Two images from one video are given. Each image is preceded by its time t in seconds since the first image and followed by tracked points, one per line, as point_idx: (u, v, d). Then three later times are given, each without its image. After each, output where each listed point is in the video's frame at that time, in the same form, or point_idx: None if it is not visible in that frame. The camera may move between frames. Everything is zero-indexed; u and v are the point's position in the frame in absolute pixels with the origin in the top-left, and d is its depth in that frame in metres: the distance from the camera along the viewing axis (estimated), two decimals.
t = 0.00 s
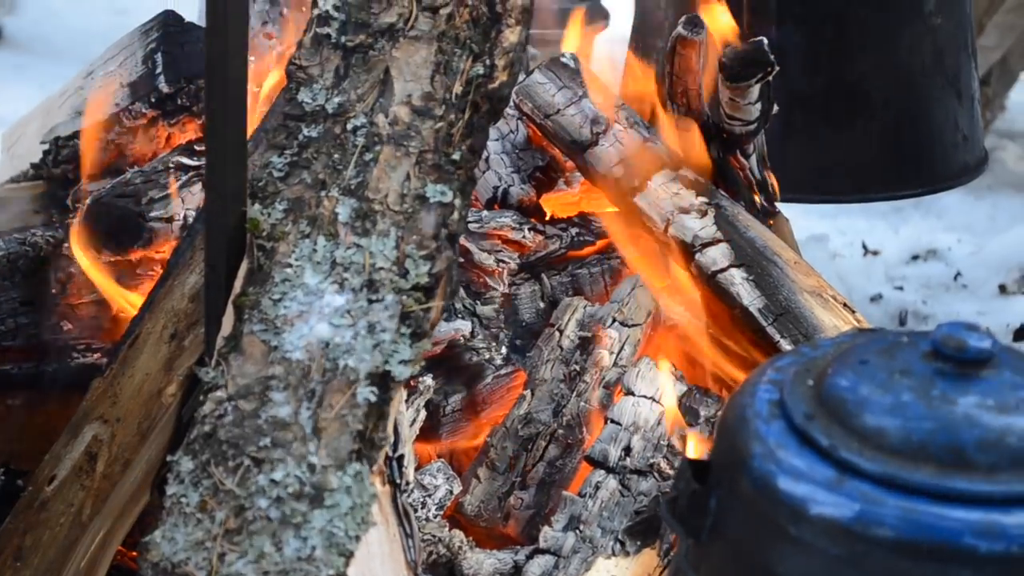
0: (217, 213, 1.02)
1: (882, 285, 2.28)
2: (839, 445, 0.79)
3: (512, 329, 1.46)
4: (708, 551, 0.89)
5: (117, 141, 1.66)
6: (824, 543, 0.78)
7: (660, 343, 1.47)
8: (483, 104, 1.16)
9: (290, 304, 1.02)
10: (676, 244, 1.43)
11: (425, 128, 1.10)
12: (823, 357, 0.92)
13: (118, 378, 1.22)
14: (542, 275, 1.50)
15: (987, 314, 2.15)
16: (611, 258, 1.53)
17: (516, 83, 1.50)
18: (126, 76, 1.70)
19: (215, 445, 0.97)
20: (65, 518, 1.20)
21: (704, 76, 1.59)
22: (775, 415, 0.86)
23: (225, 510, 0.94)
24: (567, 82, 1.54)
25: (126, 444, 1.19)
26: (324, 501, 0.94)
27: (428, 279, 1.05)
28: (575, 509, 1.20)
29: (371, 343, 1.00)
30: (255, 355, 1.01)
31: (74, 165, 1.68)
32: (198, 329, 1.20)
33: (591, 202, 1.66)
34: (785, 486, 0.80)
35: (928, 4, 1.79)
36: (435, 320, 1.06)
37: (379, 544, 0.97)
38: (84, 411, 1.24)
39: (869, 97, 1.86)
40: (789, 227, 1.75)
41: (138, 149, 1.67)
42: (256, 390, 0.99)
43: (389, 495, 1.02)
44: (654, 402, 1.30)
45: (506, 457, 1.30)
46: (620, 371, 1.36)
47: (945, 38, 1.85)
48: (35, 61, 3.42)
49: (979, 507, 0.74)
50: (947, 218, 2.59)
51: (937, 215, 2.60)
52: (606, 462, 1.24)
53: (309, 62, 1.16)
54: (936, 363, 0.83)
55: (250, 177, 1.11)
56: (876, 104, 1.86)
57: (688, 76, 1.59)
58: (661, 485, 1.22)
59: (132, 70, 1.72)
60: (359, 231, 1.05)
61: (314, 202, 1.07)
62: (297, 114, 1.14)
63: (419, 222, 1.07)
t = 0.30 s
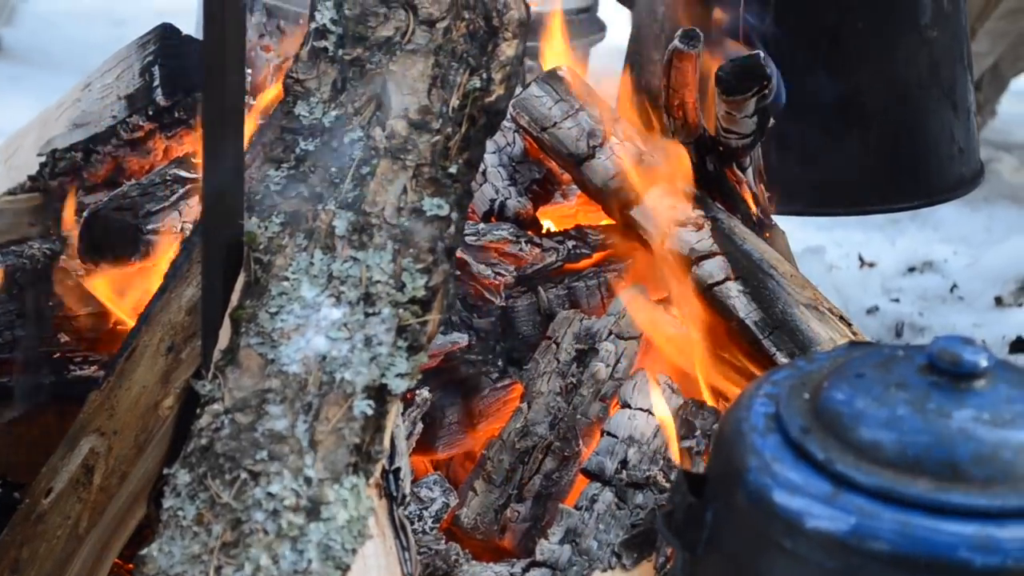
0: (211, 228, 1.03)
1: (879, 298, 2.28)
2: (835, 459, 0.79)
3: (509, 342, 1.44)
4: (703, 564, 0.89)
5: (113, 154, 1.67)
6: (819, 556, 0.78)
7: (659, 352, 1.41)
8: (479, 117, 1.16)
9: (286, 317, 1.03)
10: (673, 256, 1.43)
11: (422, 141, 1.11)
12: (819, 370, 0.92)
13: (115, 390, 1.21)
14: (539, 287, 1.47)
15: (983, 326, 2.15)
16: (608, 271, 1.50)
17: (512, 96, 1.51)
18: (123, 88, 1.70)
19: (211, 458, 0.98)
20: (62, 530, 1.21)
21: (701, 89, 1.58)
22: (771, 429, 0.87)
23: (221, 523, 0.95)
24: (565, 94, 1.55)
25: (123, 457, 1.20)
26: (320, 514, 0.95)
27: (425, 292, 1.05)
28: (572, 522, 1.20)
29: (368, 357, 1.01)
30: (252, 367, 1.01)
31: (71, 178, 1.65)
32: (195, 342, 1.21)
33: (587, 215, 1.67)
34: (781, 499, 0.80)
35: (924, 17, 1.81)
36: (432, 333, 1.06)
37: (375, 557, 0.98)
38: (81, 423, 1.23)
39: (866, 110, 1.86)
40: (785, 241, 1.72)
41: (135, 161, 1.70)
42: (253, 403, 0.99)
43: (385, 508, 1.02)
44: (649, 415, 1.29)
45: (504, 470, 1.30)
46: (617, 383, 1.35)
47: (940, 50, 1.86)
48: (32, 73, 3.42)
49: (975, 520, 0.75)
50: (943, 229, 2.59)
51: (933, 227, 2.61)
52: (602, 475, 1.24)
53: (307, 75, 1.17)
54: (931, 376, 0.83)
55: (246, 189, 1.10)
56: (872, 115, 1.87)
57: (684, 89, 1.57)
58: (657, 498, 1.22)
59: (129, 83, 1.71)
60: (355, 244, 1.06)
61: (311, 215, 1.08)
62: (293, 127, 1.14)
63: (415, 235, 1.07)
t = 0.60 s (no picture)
0: (210, 242, 1.04)
1: (875, 311, 2.29)
2: (831, 475, 0.79)
3: (506, 356, 1.45)
4: None
5: (111, 168, 1.67)
6: (815, 572, 0.78)
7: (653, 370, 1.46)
8: (476, 133, 1.15)
9: (284, 331, 1.03)
10: (670, 271, 1.43)
11: (420, 156, 1.11)
12: (815, 386, 0.92)
13: (112, 405, 1.23)
14: (535, 302, 1.49)
15: (980, 339, 2.16)
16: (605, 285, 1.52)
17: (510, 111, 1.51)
18: (121, 102, 1.72)
19: (209, 473, 0.98)
20: (58, 545, 1.22)
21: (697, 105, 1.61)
22: (768, 444, 0.87)
23: (218, 538, 0.95)
24: (561, 110, 1.55)
25: (120, 472, 1.20)
26: (318, 528, 0.95)
27: (422, 306, 1.06)
28: (569, 536, 1.19)
29: (365, 372, 1.01)
30: (249, 383, 1.01)
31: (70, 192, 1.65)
32: (192, 356, 1.20)
33: (583, 229, 1.66)
34: (777, 514, 0.80)
35: (919, 32, 1.82)
36: (428, 348, 1.07)
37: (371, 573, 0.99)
38: (78, 438, 1.26)
39: (862, 125, 1.87)
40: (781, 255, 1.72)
41: (132, 175, 1.68)
42: (250, 418, 0.99)
43: (382, 522, 1.02)
44: (647, 429, 1.30)
45: (501, 484, 1.29)
46: (614, 398, 1.35)
47: (936, 65, 1.87)
48: (30, 85, 3.43)
49: (970, 535, 0.75)
50: (940, 243, 2.60)
51: (930, 240, 2.62)
52: (599, 489, 1.23)
53: (304, 91, 1.18)
54: (927, 392, 0.83)
55: (244, 206, 1.11)
56: (868, 131, 1.88)
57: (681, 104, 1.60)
58: (654, 513, 1.22)
59: (126, 97, 1.73)
60: (353, 259, 1.06)
61: (308, 231, 1.08)
62: (291, 142, 1.15)
63: (412, 250, 1.08)
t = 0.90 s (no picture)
0: (207, 257, 1.03)
1: (871, 325, 2.29)
2: (827, 491, 0.80)
3: (503, 372, 1.44)
4: None
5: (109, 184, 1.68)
6: None
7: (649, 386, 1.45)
8: (473, 149, 1.15)
9: (281, 348, 1.04)
10: (667, 286, 1.43)
11: (417, 172, 1.11)
12: (811, 402, 0.92)
13: (110, 422, 1.24)
14: (532, 317, 1.49)
15: (976, 354, 2.16)
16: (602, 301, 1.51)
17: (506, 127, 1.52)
18: (117, 118, 1.70)
19: (206, 490, 0.99)
20: (57, 561, 1.24)
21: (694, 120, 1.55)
22: (764, 461, 0.87)
23: (215, 555, 0.96)
24: (558, 126, 1.56)
25: (117, 488, 1.21)
26: (315, 545, 0.96)
27: (419, 323, 1.07)
28: (565, 552, 1.19)
29: (362, 389, 1.02)
30: (247, 400, 1.02)
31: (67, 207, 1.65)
32: (188, 372, 1.20)
33: (581, 245, 1.67)
34: (774, 531, 0.80)
35: (915, 48, 1.83)
36: (426, 364, 1.07)
37: None
38: (76, 454, 1.26)
39: (858, 140, 1.88)
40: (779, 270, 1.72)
41: (130, 192, 1.69)
42: (247, 434, 1.00)
43: (380, 538, 1.03)
44: (644, 445, 1.30)
45: (498, 500, 1.28)
46: (611, 414, 1.34)
47: (932, 81, 1.88)
48: (27, 99, 3.44)
49: (967, 551, 0.74)
50: (936, 257, 2.61)
51: (926, 255, 2.62)
52: (596, 505, 1.23)
53: (302, 107, 1.16)
54: (924, 409, 0.83)
55: (241, 222, 1.11)
56: (864, 146, 1.88)
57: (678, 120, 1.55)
58: (651, 528, 1.22)
59: (124, 113, 1.71)
60: (350, 275, 1.07)
61: (305, 247, 1.08)
62: (288, 159, 1.14)
63: (409, 267, 1.08)
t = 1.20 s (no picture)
0: (206, 274, 1.03)
1: (870, 340, 2.29)
2: (825, 507, 0.80)
3: (501, 388, 1.44)
4: None
5: (108, 200, 1.65)
6: None
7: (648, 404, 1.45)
8: (472, 166, 1.15)
9: (280, 364, 1.04)
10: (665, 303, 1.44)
11: (415, 190, 1.12)
12: (809, 419, 0.92)
13: (108, 438, 1.24)
14: (531, 333, 1.48)
15: (975, 369, 2.16)
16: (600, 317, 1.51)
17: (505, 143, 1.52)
18: (117, 134, 1.72)
19: (205, 506, 0.99)
20: None
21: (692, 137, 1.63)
22: (763, 477, 0.87)
23: (214, 571, 0.96)
24: (557, 141, 1.56)
25: (116, 504, 1.21)
26: (313, 561, 0.96)
27: (418, 339, 1.07)
28: (563, 567, 1.19)
29: (361, 405, 1.02)
30: (246, 416, 1.02)
31: (66, 223, 1.64)
32: (187, 389, 1.20)
33: (580, 260, 1.66)
34: (772, 547, 0.80)
35: (914, 64, 1.84)
36: (425, 381, 1.07)
37: None
38: (75, 471, 1.27)
39: (856, 156, 1.88)
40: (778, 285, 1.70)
41: (129, 208, 1.67)
42: (246, 451, 1.00)
43: (378, 554, 1.03)
44: (642, 461, 1.28)
45: (496, 515, 1.28)
46: (609, 429, 1.34)
47: (930, 96, 1.89)
48: (26, 114, 3.45)
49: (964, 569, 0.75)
50: (935, 272, 2.61)
51: (925, 269, 2.62)
52: (594, 521, 1.23)
53: (300, 124, 1.16)
54: (921, 425, 0.83)
55: (240, 239, 1.11)
56: (862, 161, 1.89)
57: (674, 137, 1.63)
58: (649, 544, 1.22)
59: (124, 129, 1.72)
60: (348, 291, 1.07)
61: (304, 263, 1.09)
62: (287, 175, 1.15)
63: (407, 283, 1.08)
